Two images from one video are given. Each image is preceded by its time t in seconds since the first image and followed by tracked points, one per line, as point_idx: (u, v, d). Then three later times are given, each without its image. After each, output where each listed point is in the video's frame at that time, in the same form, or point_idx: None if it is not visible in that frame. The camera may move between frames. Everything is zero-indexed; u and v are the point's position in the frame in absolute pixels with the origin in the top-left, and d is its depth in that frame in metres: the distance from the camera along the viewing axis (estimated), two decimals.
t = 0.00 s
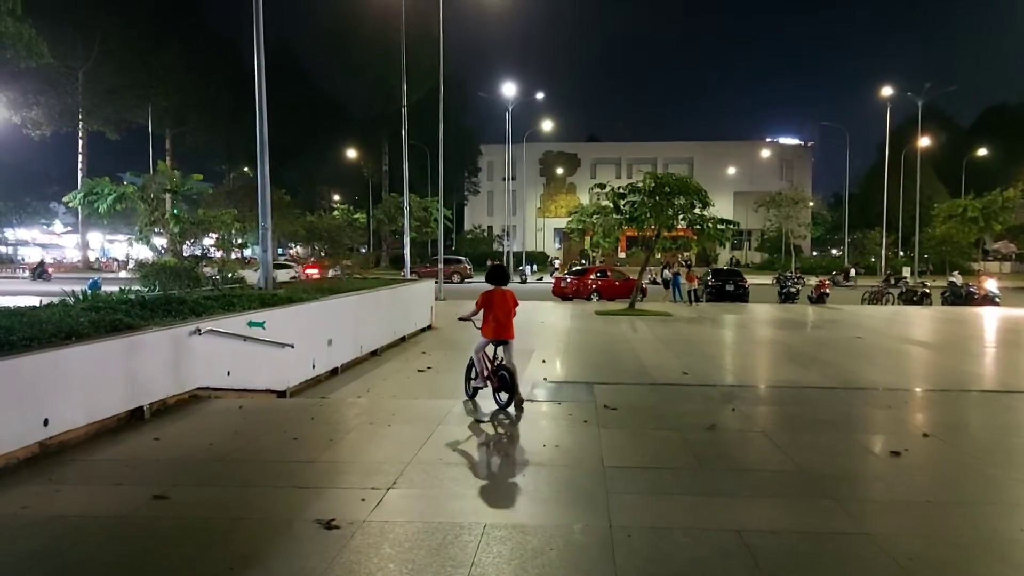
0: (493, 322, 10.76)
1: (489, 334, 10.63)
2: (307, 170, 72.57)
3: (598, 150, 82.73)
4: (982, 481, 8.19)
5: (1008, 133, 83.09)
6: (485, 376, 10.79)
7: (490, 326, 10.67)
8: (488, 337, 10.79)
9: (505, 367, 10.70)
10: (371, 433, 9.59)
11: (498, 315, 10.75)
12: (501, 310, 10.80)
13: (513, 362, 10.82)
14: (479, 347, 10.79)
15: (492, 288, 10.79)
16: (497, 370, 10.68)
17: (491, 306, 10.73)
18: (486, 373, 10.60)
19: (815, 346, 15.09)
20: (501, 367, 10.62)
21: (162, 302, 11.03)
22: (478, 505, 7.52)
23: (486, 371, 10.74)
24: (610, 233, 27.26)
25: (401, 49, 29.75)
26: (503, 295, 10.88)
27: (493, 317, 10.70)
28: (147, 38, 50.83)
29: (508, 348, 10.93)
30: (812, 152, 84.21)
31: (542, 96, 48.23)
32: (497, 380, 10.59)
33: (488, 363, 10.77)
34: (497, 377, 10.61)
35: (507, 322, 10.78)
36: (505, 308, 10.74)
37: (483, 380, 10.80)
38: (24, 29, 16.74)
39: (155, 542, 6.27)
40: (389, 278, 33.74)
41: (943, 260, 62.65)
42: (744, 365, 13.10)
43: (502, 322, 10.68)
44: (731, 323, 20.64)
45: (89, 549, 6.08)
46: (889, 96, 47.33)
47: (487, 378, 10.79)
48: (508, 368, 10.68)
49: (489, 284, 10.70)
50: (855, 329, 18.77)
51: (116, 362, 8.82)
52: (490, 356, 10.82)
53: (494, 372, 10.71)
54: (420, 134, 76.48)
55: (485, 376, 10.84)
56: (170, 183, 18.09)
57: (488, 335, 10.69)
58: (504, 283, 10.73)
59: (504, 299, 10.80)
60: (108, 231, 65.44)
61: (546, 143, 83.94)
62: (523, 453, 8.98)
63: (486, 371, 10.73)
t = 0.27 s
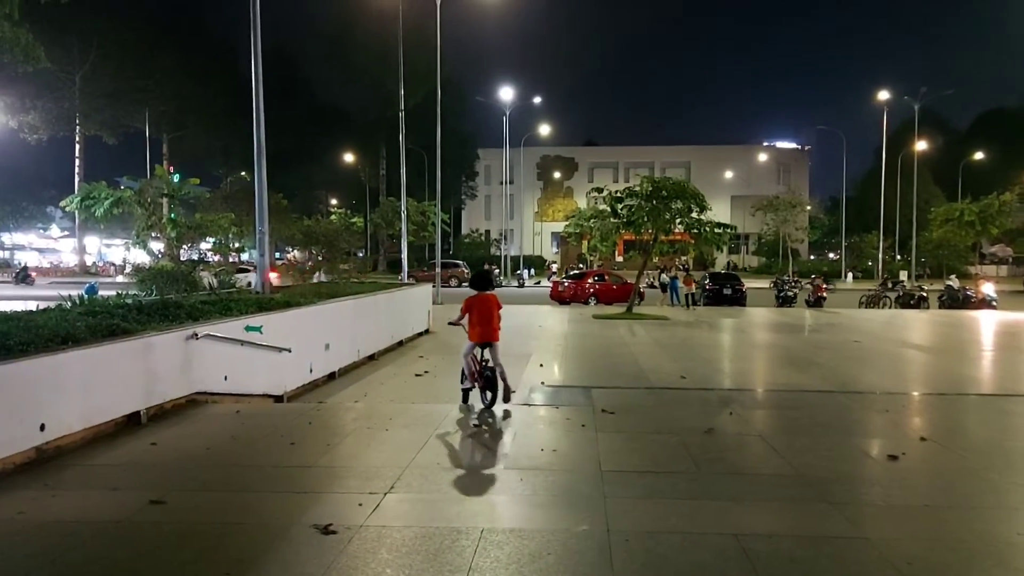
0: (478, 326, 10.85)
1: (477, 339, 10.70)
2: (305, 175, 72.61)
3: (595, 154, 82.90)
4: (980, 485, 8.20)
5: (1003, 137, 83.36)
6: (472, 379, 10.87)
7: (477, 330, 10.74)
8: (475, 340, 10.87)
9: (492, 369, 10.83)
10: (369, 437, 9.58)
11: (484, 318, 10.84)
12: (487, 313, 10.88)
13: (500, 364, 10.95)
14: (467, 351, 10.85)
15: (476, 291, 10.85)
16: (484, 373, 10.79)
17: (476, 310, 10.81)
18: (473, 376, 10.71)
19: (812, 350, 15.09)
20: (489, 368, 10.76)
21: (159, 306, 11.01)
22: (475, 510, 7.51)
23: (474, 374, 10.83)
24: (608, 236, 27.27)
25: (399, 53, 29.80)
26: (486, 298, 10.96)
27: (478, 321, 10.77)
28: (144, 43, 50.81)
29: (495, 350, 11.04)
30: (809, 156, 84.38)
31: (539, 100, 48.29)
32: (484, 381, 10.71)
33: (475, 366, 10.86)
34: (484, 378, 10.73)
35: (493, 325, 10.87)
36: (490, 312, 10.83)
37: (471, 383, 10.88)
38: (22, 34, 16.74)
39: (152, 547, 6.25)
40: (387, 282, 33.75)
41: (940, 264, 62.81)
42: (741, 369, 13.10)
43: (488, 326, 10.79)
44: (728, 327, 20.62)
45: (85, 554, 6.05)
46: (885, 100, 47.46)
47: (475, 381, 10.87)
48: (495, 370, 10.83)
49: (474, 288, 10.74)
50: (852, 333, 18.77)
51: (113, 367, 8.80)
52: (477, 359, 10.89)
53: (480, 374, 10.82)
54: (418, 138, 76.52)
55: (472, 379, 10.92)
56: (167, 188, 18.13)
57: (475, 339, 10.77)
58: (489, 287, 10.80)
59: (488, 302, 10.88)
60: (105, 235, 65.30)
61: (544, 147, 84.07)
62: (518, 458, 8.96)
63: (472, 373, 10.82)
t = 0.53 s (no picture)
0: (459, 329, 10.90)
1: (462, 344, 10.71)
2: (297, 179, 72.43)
3: (587, 158, 83.00)
4: (969, 488, 8.23)
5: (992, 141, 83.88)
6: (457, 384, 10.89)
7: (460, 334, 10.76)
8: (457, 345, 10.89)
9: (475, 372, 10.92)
10: (360, 442, 9.55)
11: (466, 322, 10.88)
12: (468, 317, 10.94)
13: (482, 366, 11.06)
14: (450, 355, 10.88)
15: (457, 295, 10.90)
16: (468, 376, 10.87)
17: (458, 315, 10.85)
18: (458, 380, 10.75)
19: (803, 353, 15.12)
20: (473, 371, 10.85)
21: (149, 311, 10.96)
22: (466, 515, 7.49)
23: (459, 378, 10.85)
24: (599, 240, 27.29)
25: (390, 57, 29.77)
26: (466, 301, 11.04)
27: (460, 325, 10.80)
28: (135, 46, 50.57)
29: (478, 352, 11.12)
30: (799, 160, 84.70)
31: (530, 104, 48.34)
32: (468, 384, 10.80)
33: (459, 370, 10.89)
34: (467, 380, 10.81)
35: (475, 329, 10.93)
36: (472, 317, 10.90)
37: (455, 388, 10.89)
38: (10, 38, 16.64)
39: (141, 553, 6.21)
40: (377, 286, 33.68)
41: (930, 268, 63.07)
42: (732, 372, 13.11)
43: (472, 330, 10.85)
44: (719, 330, 20.63)
45: (73, 561, 6.01)
46: (875, 105, 47.67)
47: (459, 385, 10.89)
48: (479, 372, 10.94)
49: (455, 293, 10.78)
50: (843, 337, 18.84)
51: (102, 371, 8.76)
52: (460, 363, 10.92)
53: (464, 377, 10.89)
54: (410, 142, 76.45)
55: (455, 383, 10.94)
56: (157, 191, 18.02)
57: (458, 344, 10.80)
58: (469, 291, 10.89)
59: (467, 305, 10.95)
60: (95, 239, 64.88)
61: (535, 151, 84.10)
62: (509, 462, 8.94)
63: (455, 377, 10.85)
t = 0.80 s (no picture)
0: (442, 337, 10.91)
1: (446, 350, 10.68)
2: (290, 182, 72.29)
3: (579, 162, 83.07)
4: (960, 491, 8.26)
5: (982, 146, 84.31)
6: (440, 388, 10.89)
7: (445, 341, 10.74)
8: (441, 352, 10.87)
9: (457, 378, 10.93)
10: (351, 446, 9.52)
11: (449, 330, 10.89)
12: (451, 325, 10.94)
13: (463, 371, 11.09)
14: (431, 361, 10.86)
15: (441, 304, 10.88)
16: (450, 381, 10.89)
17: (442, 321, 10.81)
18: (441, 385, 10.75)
19: (795, 357, 15.13)
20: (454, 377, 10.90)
21: (140, 314, 10.93)
22: (458, 519, 7.48)
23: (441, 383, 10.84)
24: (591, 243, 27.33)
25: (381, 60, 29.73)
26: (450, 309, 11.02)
27: (445, 333, 10.77)
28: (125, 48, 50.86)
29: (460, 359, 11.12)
30: (791, 164, 84.95)
31: (523, 108, 48.37)
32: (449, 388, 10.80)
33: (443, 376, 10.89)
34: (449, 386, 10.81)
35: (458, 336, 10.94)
36: (456, 325, 10.90)
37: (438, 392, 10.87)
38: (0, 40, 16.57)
39: (131, 557, 6.19)
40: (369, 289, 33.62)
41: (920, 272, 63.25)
42: (724, 376, 13.11)
43: (455, 337, 10.84)
44: (711, 334, 20.63)
45: (63, 566, 5.97)
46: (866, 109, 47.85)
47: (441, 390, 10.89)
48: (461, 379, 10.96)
49: (439, 301, 10.75)
50: (835, 340, 18.87)
51: (92, 375, 8.72)
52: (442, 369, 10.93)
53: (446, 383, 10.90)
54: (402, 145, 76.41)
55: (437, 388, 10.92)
56: (148, 195, 18.01)
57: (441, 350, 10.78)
58: (453, 300, 10.87)
59: (452, 313, 10.94)
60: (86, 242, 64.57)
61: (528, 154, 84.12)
62: (500, 467, 8.93)
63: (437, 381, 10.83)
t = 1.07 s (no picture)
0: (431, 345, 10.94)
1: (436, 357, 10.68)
2: (286, 185, 72.27)
3: (575, 166, 83.17)
4: (955, 494, 8.27)
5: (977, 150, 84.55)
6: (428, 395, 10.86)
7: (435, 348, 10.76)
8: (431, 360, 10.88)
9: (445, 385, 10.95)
10: (346, 450, 9.51)
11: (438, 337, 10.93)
12: (441, 334, 10.99)
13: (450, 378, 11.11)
14: (420, 367, 10.86)
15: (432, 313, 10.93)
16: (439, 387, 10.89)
17: (432, 330, 10.84)
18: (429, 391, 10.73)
19: (790, 360, 15.15)
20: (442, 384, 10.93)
21: (135, 317, 10.92)
22: (453, 522, 7.47)
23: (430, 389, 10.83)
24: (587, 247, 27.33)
25: (377, 63, 29.74)
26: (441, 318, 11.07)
27: (435, 341, 10.79)
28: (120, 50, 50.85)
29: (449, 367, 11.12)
30: (786, 168, 85.08)
31: (519, 112, 48.40)
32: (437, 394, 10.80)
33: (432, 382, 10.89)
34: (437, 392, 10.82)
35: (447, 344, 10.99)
36: (446, 333, 10.95)
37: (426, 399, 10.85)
38: None
39: (125, 561, 6.17)
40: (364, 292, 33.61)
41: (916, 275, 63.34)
42: (720, 380, 13.11)
43: (445, 345, 10.89)
44: (707, 337, 20.64)
45: (56, 570, 5.95)
46: (862, 113, 47.97)
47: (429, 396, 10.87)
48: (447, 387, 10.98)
49: (430, 309, 10.81)
50: (831, 344, 18.88)
51: (86, 378, 8.71)
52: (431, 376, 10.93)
53: (434, 390, 10.91)
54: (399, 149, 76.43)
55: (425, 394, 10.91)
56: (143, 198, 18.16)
57: (431, 357, 10.78)
58: (444, 309, 10.94)
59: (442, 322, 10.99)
60: (82, 245, 64.43)
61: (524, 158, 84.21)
62: (496, 470, 8.92)
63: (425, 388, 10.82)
